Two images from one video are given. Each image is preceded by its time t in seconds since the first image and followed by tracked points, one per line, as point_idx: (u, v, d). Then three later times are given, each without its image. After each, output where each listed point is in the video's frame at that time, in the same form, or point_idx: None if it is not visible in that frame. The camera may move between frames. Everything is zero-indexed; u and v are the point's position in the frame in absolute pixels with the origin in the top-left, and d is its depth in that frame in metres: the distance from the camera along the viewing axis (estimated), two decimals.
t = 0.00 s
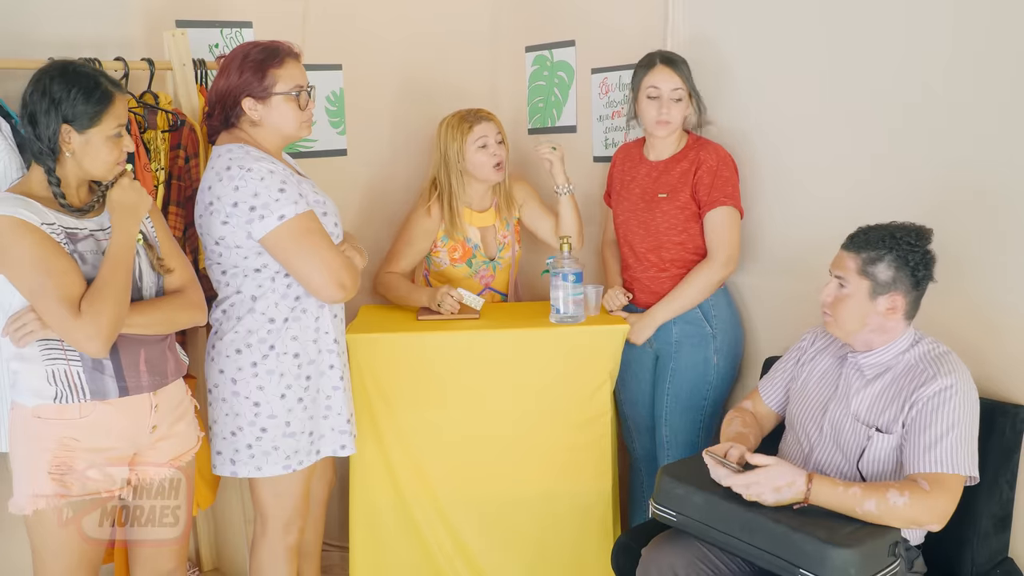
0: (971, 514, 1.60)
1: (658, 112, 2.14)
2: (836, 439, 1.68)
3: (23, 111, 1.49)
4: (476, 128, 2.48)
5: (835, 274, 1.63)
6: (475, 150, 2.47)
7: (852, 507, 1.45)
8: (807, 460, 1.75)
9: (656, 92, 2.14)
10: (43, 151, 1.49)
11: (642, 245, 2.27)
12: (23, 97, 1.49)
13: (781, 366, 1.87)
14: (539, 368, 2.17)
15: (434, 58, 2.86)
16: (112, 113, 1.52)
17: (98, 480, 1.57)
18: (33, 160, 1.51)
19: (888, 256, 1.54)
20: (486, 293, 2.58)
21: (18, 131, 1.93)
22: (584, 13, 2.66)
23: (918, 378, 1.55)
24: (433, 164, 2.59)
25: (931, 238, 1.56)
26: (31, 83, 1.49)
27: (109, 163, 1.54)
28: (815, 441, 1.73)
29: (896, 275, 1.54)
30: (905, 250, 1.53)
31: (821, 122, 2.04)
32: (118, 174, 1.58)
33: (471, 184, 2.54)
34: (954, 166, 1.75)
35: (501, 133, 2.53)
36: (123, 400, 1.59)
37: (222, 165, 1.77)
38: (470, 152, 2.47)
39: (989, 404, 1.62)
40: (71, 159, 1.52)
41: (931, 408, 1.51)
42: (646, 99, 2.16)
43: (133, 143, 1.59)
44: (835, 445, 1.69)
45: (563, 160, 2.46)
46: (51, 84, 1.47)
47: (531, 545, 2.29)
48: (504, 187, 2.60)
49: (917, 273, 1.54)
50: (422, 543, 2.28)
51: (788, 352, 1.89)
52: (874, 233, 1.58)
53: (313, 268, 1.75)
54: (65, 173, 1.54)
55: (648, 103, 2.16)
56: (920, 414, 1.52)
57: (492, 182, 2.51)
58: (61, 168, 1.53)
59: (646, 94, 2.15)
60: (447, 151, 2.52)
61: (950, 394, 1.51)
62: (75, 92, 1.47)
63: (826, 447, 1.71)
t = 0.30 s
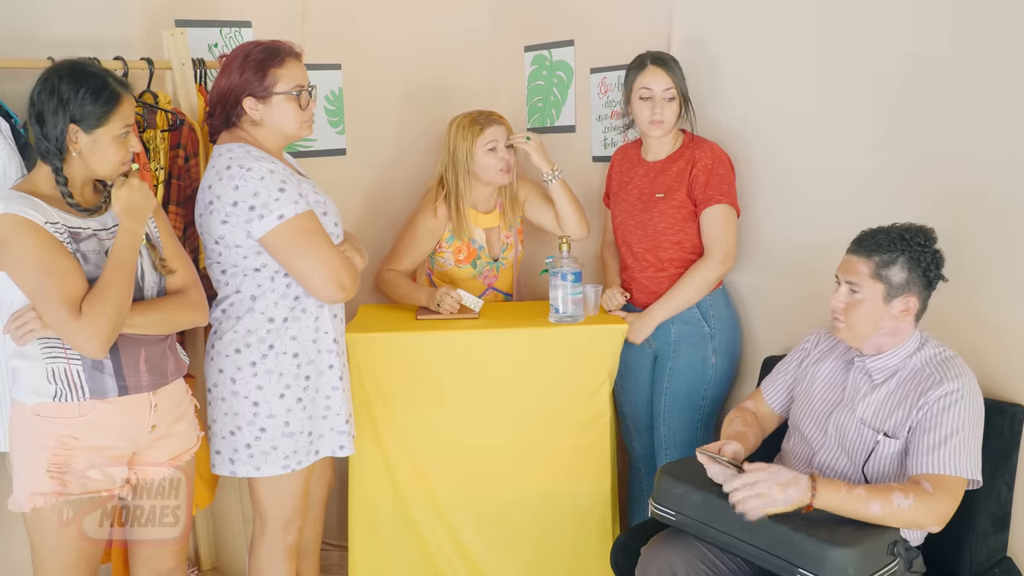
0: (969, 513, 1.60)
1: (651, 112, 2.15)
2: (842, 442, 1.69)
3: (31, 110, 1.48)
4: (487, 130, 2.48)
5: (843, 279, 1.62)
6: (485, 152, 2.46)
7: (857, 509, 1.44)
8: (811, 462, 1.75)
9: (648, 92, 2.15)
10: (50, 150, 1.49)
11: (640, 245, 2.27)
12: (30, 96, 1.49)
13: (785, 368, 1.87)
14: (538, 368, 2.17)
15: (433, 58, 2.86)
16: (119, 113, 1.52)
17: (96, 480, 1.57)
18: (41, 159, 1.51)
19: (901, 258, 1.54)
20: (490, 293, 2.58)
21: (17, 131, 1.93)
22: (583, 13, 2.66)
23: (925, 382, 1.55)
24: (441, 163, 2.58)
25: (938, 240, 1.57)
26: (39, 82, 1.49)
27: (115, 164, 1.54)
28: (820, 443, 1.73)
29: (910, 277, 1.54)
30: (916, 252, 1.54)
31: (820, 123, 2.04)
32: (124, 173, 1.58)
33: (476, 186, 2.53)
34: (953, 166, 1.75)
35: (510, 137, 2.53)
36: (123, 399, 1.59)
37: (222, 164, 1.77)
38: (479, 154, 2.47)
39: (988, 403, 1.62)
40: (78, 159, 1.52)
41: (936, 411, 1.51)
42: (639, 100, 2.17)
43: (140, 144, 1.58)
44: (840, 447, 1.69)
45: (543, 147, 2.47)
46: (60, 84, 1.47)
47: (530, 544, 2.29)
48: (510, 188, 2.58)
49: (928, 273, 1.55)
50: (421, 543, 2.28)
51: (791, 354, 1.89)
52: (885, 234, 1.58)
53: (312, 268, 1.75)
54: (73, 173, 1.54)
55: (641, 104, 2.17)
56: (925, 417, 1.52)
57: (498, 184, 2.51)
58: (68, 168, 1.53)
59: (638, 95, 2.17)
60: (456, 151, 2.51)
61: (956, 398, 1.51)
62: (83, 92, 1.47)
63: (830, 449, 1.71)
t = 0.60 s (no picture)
0: (967, 512, 1.60)
1: (649, 113, 2.15)
2: (840, 441, 1.69)
3: (28, 108, 1.49)
4: (491, 132, 2.47)
5: (841, 274, 1.63)
6: (488, 154, 2.46)
7: (861, 510, 1.44)
8: (809, 461, 1.75)
9: (646, 94, 2.15)
10: (45, 147, 1.49)
11: (639, 245, 2.27)
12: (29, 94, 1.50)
13: (783, 369, 1.87)
14: (537, 368, 2.17)
15: (432, 58, 2.86)
16: (114, 112, 1.51)
17: (95, 480, 1.57)
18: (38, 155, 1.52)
19: (893, 258, 1.55)
20: (490, 292, 2.58)
21: (16, 129, 1.93)
22: (582, 13, 2.66)
23: (923, 381, 1.55)
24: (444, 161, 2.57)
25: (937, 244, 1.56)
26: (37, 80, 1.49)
27: (110, 163, 1.54)
28: (818, 443, 1.73)
29: (901, 277, 1.54)
30: (910, 254, 1.54)
31: (819, 123, 2.04)
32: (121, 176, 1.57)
33: (479, 186, 2.52)
34: (952, 167, 1.76)
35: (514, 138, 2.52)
36: (121, 398, 1.59)
37: (222, 164, 1.77)
38: (483, 155, 2.46)
39: (987, 403, 1.63)
40: (73, 157, 1.52)
41: (935, 410, 1.51)
42: (637, 101, 2.17)
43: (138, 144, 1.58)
44: (838, 447, 1.69)
45: (542, 147, 2.46)
46: (55, 82, 1.47)
47: (529, 545, 2.29)
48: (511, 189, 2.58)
49: (921, 276, 1.54)
50: (420, 543, 2.28)
51: (789, 354, 1.89)
52: (881, 234, 1.58)
53: (312, 269, 1.75)
54: (70, 171, 1.54)
55: (638, 106, 2.17)
56: (924, 415, 1.53)
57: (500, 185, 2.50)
58: (65, 167, 1.53)
59: (636, 96, 2.17)
60: (460, 152, 2.50)
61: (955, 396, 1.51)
62: (76, 90, 1.47)
63: (828, 448, 1.71)
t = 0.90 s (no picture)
0: (965, 512, 1.60)
1: (648, 115, 2.15)
2: (828, 437, 1.69)
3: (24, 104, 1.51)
4: (487, 116, 2.49)
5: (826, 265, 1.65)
6: (484, 137, 2.48)
7: (852, 504, 1.44)
8: (799, 458, 1.76)
9: (644, 95, 2.15)
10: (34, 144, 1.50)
11: (636, 245, 2.27)
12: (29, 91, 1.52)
13: (775, 369, 1.88)
14: (534, 367, 2.17)
15: (431, 58, 2.86)
16: (102, 115, 1.51)
17: (93, 480, 1.57)
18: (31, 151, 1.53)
19: (867, 253, 1.55)
20: (485, 276, 2.55)
21: (15, 129, 1.93)
22: (581, 13, 2.66)
23: (908, 375, 1.56)
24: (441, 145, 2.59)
25: (920, 243, 1.55)
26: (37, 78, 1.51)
27: (94, 164, 1.52)
28: (808, 439, 1.74)
29: (873, 273, 1.55)
30: (885, 250, 1.54)
31: (817, 123, 2.04)
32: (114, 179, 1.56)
33: (474, 171, 2.54)
34: (949, 167, 1.76)
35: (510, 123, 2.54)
36: (119, 397, 1.59)
37: (223, 163, 1.77)
38: (478, 139, 2.48)
39: (982, 403, 1.63)
40: (63, 157, 1.52)
41: (921, 403, 1.52)
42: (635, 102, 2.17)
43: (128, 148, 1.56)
44: (827, 442, 1.69)
45: (537, 129, 2.45)
46: (47, 82, 1.48)
47: (529, 546, 2.30)
48: (508, 176, 2.59)
49: (893, 274, 1.54)
50: (420, 544, 2.28)
51: (781, 353, 1.89)
52: (863, 230, 1.59)
53: (313, 269, 1.75)
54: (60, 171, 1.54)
55: (637, 107, 2.17)
56: (910, 408, 1.53)
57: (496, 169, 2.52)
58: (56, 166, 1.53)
59: (634, 97, 2.17)
60: (456, 135, 2.52)
61: (940, 389, 1.52)
62: (64, 90, 1.47)
63: (817, 444, 1.71)
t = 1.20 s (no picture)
0: (964, 513, 1.60)
1: (645, 116, 2.16)
2: (825, 438, 1.69)
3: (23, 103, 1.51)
4: (492, 122, 2.50)
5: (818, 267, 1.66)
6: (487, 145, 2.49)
7: (852, 503, 1.44)
8: (797, 459, 1.76)
9: (641, 96, 2.15)
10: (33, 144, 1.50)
11: (635, 245, 2.27)
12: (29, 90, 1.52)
13: (771, 369, 1.88)
14: (532, 367, 2.17)
15: (430, 58, 2.86)
16: (104, 115, 1.51)
17: (93, 480, 1.58)
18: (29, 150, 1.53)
19: (856, 254, 1.56)
20: (493, 281, 2.57)
21: (16, 129, 1.93)
22: (580, 14, 2.66)
23: (901, 373, 1.56)
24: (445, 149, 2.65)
25: (909, 244, 1.54)
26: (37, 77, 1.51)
27: (97, 164, 1.53)
28: (805, 440, 1.74)
29: (862, 274, 1.55)
30: (873, 251, 1.54)
31: (816, 123, 2.05)
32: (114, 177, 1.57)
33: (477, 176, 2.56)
34: (948, 168, 1.76)
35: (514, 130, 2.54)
36: (119, 395, 1.59)
37: (227, 161, 1.77)
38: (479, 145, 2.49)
39: (980, 403, 1.63)
40: (63, 156, 1.52)
41: (916, 402, 1.52)
42: (633, 103, 2.17)
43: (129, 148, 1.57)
44: (824, 443, 1.69)
45: (541, 134, 2.43)
46: (48, 81, 1.48)
47: (528, 545, 2.30)
48: (510, 181, 2.59)
49: (882, 275, 1.54)
50: (420, 543, 2.28)
51: (776, 353, 1.90)
52: (853, 231, 1.59)
53: (316, 270, 1.75)
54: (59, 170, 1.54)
55: (634, 108, 2.17)
56: (905, 407, 1.53)
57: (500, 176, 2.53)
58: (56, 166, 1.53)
59: (632, 99, 2.17)
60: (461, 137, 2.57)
61: (933, 386, 1.52)
62: (66, 90, 1.47)
63: (815, 445, 1.71)
